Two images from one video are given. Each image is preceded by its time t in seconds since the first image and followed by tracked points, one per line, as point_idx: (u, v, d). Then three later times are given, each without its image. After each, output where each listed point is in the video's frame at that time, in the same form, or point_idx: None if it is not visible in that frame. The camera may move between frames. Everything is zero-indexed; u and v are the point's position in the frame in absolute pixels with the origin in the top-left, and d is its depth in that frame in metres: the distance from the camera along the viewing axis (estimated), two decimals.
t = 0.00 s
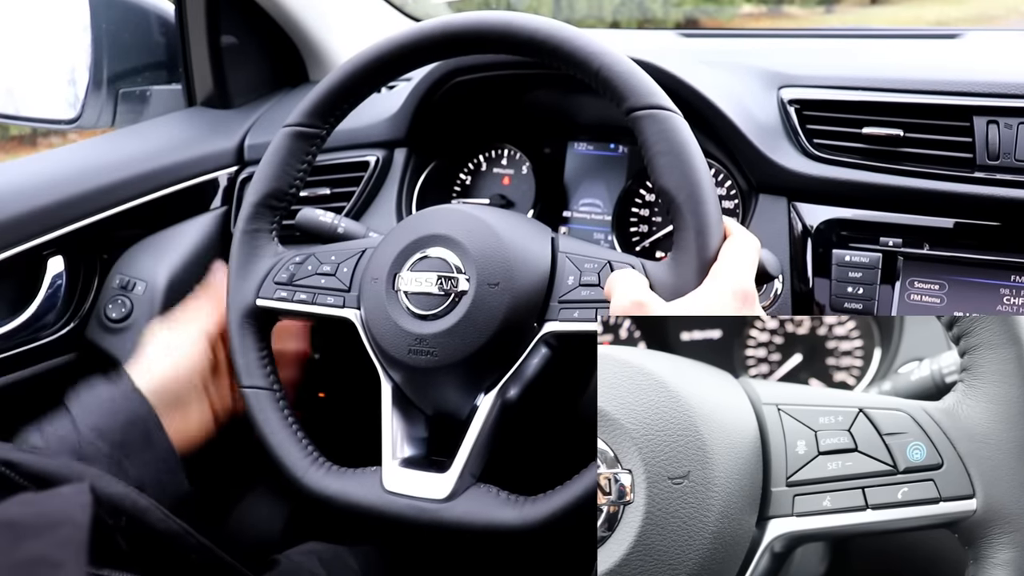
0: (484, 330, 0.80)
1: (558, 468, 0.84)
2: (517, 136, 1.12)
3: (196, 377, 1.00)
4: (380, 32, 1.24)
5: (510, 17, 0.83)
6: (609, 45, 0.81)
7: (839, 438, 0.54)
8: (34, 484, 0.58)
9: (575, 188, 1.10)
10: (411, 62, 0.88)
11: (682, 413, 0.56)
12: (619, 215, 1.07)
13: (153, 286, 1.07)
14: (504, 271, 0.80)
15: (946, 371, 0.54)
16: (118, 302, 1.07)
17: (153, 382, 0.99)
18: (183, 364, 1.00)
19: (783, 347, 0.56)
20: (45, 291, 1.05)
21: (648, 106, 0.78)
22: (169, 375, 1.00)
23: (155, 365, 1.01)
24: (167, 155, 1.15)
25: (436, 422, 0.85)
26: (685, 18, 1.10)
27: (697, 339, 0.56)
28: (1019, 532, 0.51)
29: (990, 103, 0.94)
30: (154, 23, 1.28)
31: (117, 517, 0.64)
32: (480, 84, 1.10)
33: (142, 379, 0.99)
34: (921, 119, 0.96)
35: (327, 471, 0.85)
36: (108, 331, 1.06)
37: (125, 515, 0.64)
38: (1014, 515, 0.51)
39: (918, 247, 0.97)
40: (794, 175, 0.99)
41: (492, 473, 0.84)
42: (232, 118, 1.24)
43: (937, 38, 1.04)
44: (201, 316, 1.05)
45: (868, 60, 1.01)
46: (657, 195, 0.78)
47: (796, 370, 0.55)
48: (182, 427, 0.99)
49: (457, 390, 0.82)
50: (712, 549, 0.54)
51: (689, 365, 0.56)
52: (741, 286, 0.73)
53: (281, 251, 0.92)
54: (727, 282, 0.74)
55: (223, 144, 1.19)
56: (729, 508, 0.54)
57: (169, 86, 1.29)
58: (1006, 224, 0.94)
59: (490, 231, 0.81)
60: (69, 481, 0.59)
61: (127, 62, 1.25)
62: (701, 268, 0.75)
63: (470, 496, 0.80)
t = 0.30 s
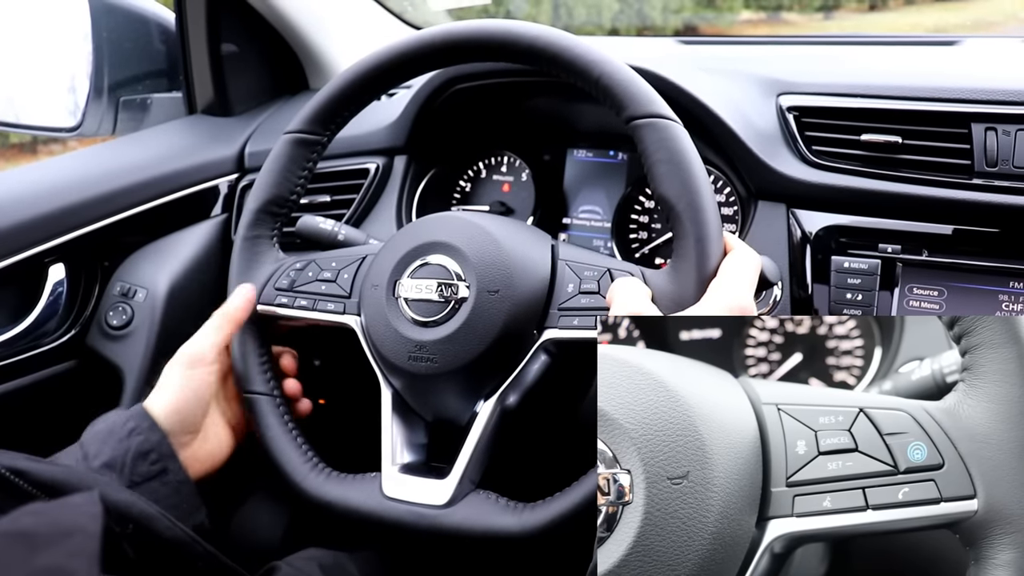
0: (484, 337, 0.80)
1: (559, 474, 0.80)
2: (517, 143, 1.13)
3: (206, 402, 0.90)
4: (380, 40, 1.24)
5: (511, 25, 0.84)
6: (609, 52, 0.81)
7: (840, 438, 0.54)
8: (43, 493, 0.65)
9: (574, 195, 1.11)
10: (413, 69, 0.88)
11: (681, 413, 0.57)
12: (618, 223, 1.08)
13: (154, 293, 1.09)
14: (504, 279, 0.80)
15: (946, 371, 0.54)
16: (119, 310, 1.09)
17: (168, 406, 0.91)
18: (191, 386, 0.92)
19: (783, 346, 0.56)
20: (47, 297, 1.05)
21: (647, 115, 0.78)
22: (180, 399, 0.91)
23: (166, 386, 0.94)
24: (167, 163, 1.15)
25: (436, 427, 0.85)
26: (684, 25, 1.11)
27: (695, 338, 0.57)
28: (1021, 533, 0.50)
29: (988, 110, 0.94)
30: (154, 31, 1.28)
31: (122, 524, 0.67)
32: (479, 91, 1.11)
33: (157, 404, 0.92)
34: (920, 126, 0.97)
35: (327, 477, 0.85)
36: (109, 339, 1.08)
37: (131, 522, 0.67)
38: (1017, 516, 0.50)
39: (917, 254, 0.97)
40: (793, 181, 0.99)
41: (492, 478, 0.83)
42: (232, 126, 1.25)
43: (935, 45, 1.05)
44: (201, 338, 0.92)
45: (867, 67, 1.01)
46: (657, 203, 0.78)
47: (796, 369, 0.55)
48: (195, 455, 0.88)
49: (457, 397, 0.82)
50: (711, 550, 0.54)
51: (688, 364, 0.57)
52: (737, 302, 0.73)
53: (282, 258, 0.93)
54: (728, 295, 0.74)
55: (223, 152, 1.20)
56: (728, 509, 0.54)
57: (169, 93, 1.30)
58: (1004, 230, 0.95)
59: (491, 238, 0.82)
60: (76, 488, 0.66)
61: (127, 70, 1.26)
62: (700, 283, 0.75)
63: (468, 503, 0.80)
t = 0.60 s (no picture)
0: (485, 333, 0.80)
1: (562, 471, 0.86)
2: (518, 140, 1.13)
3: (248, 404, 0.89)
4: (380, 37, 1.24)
5: (511, 21, 0.83)
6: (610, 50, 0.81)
7: (840, 438, 0.54)
8: (43, 487, 0.62)
9: (575, 192, 1.11)
10: (413, 66, 0.88)
11: (680, 413, 0.56)
12: (620, 219, 1.07)
13: (154, 289, 1.09)
14: (505, 275, 0.80)
15: (947, 370, 0.53)
16: (119, 306, 1.09)
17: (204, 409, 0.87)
18: (230, 391, 0.88)
19: (784, 346, 0.55)
20: (47, 293, 1.05)
21: (649, 110, 0.78)
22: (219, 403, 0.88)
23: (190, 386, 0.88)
24: (168, 159, 1.15)
25: (436, 425, 0.85)
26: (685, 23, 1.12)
27: (695, 338, 0.56)
28: (1022, 533, 0.51)
29: (991, 108, 0.94)
30: (155, 26, 1.28)
31: (121, 518, 0.65)
32: (480, 88, 1.10)
33: (192, 405, 0.87)
34: (921, 124, 0.96)
35: (328, 473, 0.85)
36: (109, 335, 1.08)
37: (131, 517, 0.65)
38: (1018, 516, 0.51)
39: (918, 251, 0.97)
40: (794, 179, 0.99)
41: (492, 474, 0.83)
42: (232, 123, 1.25)
43: (937, 43, 1.04)
44: (238, 341, 0.87)
45: (869, 65, 1.01)
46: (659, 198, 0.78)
47: (796, 369, 0.55)
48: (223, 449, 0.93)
49: (458, 394, 0.82)
50: (711, 550, 0.54)
51: (687, 363, 0.56)
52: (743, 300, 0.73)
53: (283, 255, 0.93)
54: (728, 296, 0.73)
55: (223, 148, 1.20)
56: (728, 509, 0.54)
57: (170, 90, 1.29)
58: (1006, 229, 0.95)
59: (491, 234, 0.81)
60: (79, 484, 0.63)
61: (127, 66, 1.26)
62: (701, 280, 0.75)
63: (470, 499, 0.79)
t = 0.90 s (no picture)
0: (486, 331, 0.79)
1: (557, 473, 0.85)
2: (519, 137, 1.13)
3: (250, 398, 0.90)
4: (381, 34, 1.24)
5: (511, 18, 0.83)
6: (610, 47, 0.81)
7: (841, 438, 0.54)
8: (34, 475, 0.63)
9: (576, 189, 1.11)
10: (414, 63, 0.88)
11: (679, 413, 0.56)
12: (620, 216, 1.07)
13: (155, 287, 1.09)
14: (506, 274, 0.80)
15: (948, 369, 0.53)
16: (120, 304, 1.09)
17: (206, 404, 0.88)
18: (229, 386, 0.88)
19: (783, 345, 0.55)
20: (48, 291, 1.05)
21: (654, 113, 0.78)
22: (220, 397, 0.88)
23: (190, 378, 0.88)
24: (169, 156, 1.15)
25: (434, 420, 0.85)
26: (685, 20, 1.11)
27: (695, 337, 0.56)
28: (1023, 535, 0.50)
29: (992, 103, 0.93)
30: (155, 26, 1.28)
31: (114, 511, 0.65)
32: (482, 84, 1.09)
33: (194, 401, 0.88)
34: (922, 120, 0.96)
35: (322, 465, 0.85)
36: (110, 333, 1.08)
37: (124, 509, 0.65)
38: (1020, 518, 0.50)
39: (920, 248, 0.97)
40: (795, 175, 0.99)
41: (486, 474, 0.86)
42: (233, 120, 1.25)
43: (938, 39, 1.04)
44: (238, 339, 0.87)
45: (870, 60, 1.01)
46: (661, 201, 0.78)
47: (796, 369, 0.55)
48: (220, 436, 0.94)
49: (457, 390, 0.82)
50: (710, 551, 0.53)
51: (686, 363, 0.56)
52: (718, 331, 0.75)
53: (285, 244, 0.93)
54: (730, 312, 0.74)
55: (224, 146, 1.20)
56: (727, 510, 0.54)
57: (170, 88, 1.29)
58: (1008, 225, 0.94)
59: (492, 231, 0.81)
60: (71, 472, 0.63)
61: (128, 64, 1.26)
62: (702, 280, 0.75)
63: (461, 497, 0.79)
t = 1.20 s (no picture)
0: (485, 332, 0.79)
1: (563, 468, 0.89)
2: (519, 137, 1.13)
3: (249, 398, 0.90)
4: (380, 33, 1.24)
5: (512, 17, 0.83)
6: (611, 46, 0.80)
7: (841, 438, 0.54)
8: (20, 478, 0.63)
9: (575, 188, 1.10)
10: (414, 62, 0.88)
11: (679, 413, 0.56)
12: (620, 216, 1.07)
13: (154, 287, 1.09)
14: (506, 274, 0.80)
15: (949, 369, 0.53)
16: (120, 304, 1.09)
17: (205, 403, 0.88)
18: (229, 386, 0.88)
19: (783, 345, 0.55)
20: (47, 291, 1.05)
21: (654, 114, 0.78)
22: (219, 397, 0.88)
23: (190, 377, 0.88)
24: (169, 156, 1.15)
25: (434, 421, 0.85)
26: (685, 20, 1.11)
27: (695, 336, 0.57)
28: None
29: (992, 103, 0.93)
30: (154, 25, 1.28)
31: (105, 514, 0.66)
32: (481, 84, 1.09)
33: (193, 400, 0.87)
34: (922, 120, 0.96)
35: (321, 465, 0.85)
36: (110, 333, 1.08)
37: (114, 512, 0.66)
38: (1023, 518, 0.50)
39: (919, 247, 0.97)
40: (794, 175, 0.99)
41: (486, 474, 0.86)
42: (233, 120, 1.24)
43: (938, 39, 1.04)
44: (238, 339, 0.87)
45: (870, 60, 1.01)
46: (661, 203, 0.78)
47: (796, 368, 0.55)
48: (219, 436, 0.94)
49: (457, 390, 0.82)
50: (710, 553, 0.53)
51: (686, 362, 0.56)
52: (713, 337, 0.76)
53: (285, 244, 0.93)
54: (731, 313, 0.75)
55: (223, 146, 1.20)
56: (726, 511, 0.54)
57: (170, 87, 1.29)
58: (1007, 224, 0.94)
59: (492, 231, 0.81)
60: (56, 475, 0.64)
61: (128, 63, 1.26)
62: (702, 282, 0.75)
63: (459, 498, 0.79)
